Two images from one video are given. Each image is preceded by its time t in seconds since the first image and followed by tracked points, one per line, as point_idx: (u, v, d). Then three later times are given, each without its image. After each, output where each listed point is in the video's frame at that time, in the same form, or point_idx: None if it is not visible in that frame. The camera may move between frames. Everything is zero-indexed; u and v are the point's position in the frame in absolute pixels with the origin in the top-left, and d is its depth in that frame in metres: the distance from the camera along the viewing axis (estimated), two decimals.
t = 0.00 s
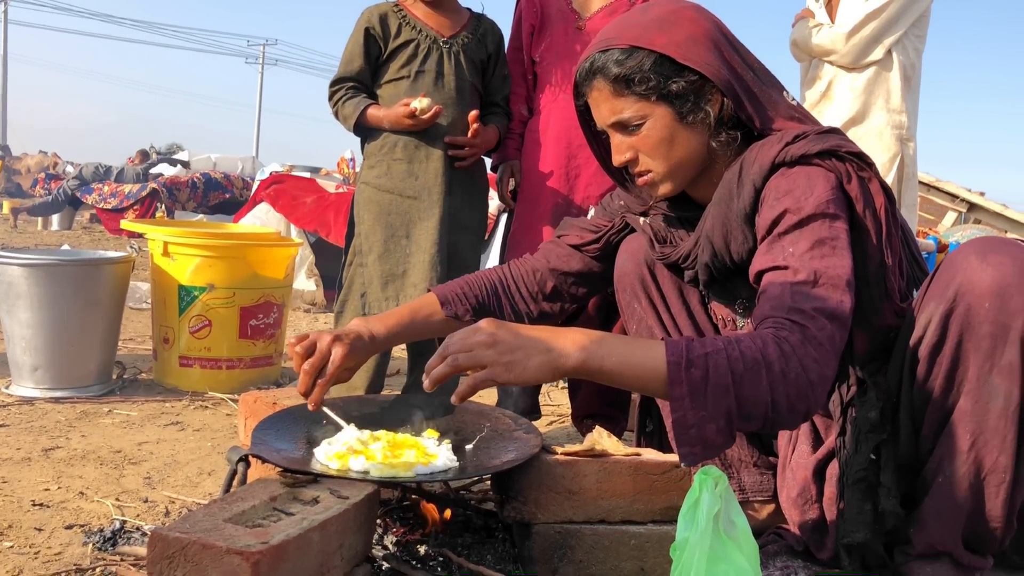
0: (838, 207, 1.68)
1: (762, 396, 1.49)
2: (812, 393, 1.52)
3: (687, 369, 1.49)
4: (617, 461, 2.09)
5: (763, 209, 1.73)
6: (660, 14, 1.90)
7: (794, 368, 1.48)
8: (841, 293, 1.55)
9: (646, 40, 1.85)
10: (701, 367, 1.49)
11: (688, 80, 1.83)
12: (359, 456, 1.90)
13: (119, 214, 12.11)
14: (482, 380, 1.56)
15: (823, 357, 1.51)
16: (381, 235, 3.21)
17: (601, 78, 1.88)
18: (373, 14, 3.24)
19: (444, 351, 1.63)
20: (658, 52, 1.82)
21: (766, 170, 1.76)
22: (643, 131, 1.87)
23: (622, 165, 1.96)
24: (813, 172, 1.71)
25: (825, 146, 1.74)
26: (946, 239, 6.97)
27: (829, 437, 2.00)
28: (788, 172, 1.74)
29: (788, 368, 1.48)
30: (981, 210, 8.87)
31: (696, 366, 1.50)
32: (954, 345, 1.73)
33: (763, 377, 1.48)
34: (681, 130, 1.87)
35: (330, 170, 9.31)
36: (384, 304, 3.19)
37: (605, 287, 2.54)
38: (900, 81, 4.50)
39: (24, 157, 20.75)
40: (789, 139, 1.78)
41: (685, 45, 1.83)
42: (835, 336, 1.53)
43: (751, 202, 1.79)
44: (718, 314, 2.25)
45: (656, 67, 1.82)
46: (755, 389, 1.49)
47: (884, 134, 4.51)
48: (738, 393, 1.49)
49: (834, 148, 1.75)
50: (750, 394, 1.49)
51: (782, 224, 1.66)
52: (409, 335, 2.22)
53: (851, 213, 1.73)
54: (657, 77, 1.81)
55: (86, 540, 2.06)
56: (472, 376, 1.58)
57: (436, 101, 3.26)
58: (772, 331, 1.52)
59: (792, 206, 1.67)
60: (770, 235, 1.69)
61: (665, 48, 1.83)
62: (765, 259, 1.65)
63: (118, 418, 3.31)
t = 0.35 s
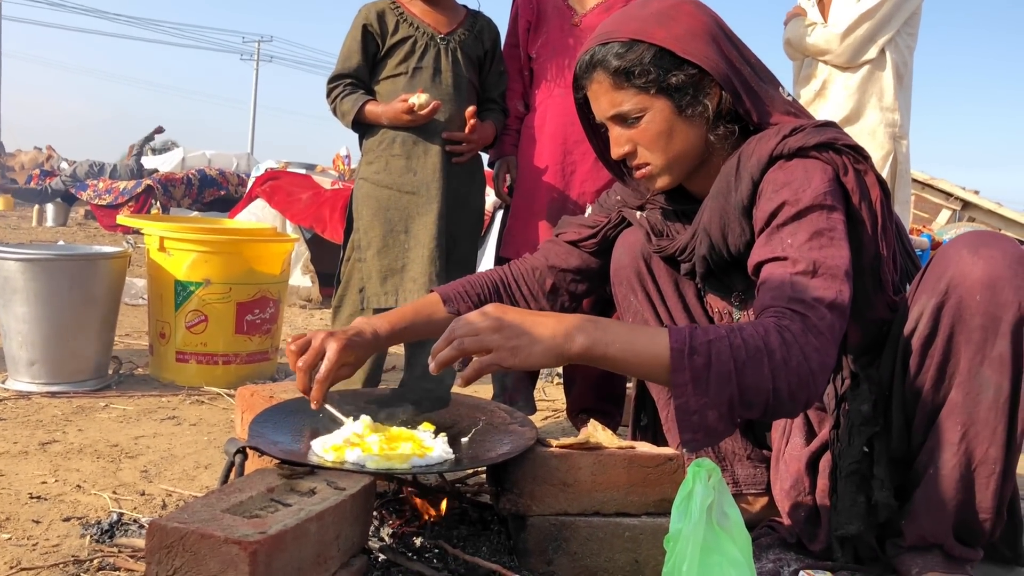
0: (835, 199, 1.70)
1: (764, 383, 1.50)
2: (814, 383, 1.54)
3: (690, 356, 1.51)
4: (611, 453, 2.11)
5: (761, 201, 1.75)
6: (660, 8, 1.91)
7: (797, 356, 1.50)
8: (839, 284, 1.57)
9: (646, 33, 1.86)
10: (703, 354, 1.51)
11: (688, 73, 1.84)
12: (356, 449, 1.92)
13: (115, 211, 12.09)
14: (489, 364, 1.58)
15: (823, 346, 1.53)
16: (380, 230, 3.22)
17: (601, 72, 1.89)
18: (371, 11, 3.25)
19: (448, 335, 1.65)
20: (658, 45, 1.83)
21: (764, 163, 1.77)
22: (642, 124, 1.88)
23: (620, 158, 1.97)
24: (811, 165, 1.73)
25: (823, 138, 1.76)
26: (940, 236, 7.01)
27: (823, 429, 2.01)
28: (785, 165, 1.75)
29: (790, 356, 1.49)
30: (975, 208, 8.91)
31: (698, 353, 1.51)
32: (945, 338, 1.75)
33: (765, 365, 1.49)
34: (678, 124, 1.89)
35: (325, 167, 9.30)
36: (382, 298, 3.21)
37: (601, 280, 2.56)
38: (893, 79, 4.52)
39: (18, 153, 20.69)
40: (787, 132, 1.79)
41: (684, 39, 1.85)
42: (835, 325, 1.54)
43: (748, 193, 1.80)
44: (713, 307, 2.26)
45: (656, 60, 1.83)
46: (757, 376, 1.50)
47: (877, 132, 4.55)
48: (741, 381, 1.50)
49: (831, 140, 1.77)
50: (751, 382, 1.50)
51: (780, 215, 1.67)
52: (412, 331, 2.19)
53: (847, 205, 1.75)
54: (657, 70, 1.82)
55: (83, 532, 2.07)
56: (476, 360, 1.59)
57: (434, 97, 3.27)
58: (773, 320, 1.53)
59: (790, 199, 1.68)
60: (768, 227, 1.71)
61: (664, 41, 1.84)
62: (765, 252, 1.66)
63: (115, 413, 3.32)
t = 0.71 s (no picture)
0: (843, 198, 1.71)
1: (789, 381, 1.51)
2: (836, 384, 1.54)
3: (716, 353, 1.51)
4: (607, 451, 2.12)
5: (770, 201, 1.76)
6: (667, 7, 1.92)
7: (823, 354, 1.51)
8: (853, 283, 1.59)
9: (651, 32, 1.87)
10: (729, 350, 1.51)
11: (693, 73, 1.85)
12: (353, 446, 1.93)
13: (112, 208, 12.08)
14: (518, 355, 1.58)
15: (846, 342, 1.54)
16: (380, 229, 3.23)
17: (605, 69, 1.90)
18: (371, 10, 3.26)
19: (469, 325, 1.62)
20: (663, 45, 1.84)
21: (770, 163, 1.79)
22: (645, 124, 1.89)
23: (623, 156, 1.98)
24: (818, 164, 1.74)
25: (829, 138, 1.77)
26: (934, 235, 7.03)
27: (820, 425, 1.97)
28: (791, 165, 1.77)
29: (813, 354, 1.50)
30: (971, 208, 8.93)
31: (724, 350, 1.51)
32: (939, 336, 1.77)
33: (790, 362, 1.50)
34: (678, 124, 1.90)
35: (322, 164, 9.32)
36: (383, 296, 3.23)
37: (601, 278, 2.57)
38: (877, 79, 4.54)
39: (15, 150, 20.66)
40: (793, 132, 1.80)
41: (689, 39, 1.86)
42: (853, 324, 1.56)
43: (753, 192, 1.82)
44: (711, 305, 2.25)
45: (662, 60, 1.84)
46: (782, 374, 1.50)
47: (861, 132, 4.55)
48: (766, 378, 1.51)
49: (837, 139, 1.78)
50: (777, 382, 1.51)
51: (790, 216, 1.69)
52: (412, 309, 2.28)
53: (858, 205, 1.76)
54: (661, 70, 1.83)
55: (81, 528, 2.08)
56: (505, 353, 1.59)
57: (433, 96, 3.27)
58: (795, 319, 1.54)
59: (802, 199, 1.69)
60: (780, 226, 1.72)
61: (669, 41, 1.85)
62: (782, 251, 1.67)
63: (112, 409, 3.33)
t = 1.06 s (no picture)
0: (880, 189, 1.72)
1: (852, 332, 1.52)
2: (893, 355, 1.54)
3: (787, 288, 1.57)
4: (604, 449, 2.12)
5: (806, 193, 1.79)
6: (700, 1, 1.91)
7: (887, 315, 1.53)
8: (904, 261, 1.62)
9: (681, 28, 1.87)
10: (796, 291, 1.56)
11: (722, 73, 1.87)
12: (351, 443, 1.93)
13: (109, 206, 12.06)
14: (581, 258, 1.71)
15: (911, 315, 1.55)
16: (378, 228, 3.22)
17: (634, 63, 1.91)
18: (370, 9, 3.26)
19: (540, 232, 1.79)
20: (693, 42, 1.85)
21: (802, 158, 1.83)
22: (671, 119, 1.92)
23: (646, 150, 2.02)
24: (852, 158, 1.77)
25: (861, 134, 1.80)
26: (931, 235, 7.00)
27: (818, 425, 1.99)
28: (823, 159, 1.80)
29: (879, 313, 1.52)
30: (969, 207, 8.89)
31: (793, 290, 1.57)
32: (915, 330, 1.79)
33: (857, 316, 1.52)
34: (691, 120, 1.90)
35: (320, 163, 9.33)
36: (381, 296, 3.20)
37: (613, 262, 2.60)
38: (855, 78, 4.51)
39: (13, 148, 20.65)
40: (826, 128, 1.84)
41: (720, 37, 1.86)
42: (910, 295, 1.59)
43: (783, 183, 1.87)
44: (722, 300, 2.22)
45: (692, 57, 1.85)
46: (848, 325, 1.52)
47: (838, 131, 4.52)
48: (830, 328, 1.53)
49: (869, 135, 1.80)
50: (840, 332, 1.53)
51: (829, 204, 1.72)
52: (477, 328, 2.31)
53: (894, 199, 1.78)
54: (692, 68, 1.85)
55: (80, 525, 2.09)
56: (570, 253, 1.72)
57: (432, 96, 3.29)
58: (866, 279, 1.58)
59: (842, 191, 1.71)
60: (820, 214, 1.75)
61: (701, 38, 1.85)
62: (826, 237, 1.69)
63: (110, 407, 3.33)
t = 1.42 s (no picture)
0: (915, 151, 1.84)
1: (907, 208, 1.67)
2: (946, 243, 1.67)
3: (835, 171, 1.72)
4: (598, 448, 2.14)
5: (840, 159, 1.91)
6: None
7: (933, 195, 1.69)
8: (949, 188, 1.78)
9: (719, 19, 1.91)
10: (844, 172, 1.72)
11: (755, 65, 1.93)
12: (346, 444, 1.94)
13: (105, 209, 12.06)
14: (620, 141, 1.93)
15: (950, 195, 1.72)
16: (372, 228, 3.23)
17: (667, 51, 1.93)
18: (366, 9, 3.28)
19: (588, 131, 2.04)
20: (730, 34, 1.90)
21: (832, 132, 1.96)
22: (701, 110, 1.95)
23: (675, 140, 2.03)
24: (879, 126, 1.90)
25: (889, 109, 1.94)
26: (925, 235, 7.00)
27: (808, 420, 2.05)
28: (853, 129, 1.94)
29: (934, 196, 1.69)
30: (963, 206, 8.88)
31: (839, 172, 1.72)
32: (884, 330, 1.87)
33: (910, 195, 1.68)
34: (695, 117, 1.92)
35: (316, 164, 9.33)
36: (375, 296, 3.21)
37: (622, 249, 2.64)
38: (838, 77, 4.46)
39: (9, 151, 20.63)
40: (854, 106, 1.98)
41: (757, 30, 1.91)
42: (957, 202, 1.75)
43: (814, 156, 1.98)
44: (741, 293, 2.29)
45: (728, 49, 1.90)
46: (899, 203, 1.67)
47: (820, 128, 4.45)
48: (880, 202, 1.68)
49: (897, 113, 1.94)
50: (894, 205, 1.67)
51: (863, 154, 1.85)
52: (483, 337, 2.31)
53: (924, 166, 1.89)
54: (727, 59, 1.89)
55: (76, 527, 2.10)
56: (612, 138, 1.95)
57: (427, 96, 3.30)
58: (914, 176, 1.74)
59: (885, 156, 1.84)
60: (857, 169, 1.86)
61: (738, 30, 1.90)
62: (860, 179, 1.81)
63: (107, 410, 3.34)
